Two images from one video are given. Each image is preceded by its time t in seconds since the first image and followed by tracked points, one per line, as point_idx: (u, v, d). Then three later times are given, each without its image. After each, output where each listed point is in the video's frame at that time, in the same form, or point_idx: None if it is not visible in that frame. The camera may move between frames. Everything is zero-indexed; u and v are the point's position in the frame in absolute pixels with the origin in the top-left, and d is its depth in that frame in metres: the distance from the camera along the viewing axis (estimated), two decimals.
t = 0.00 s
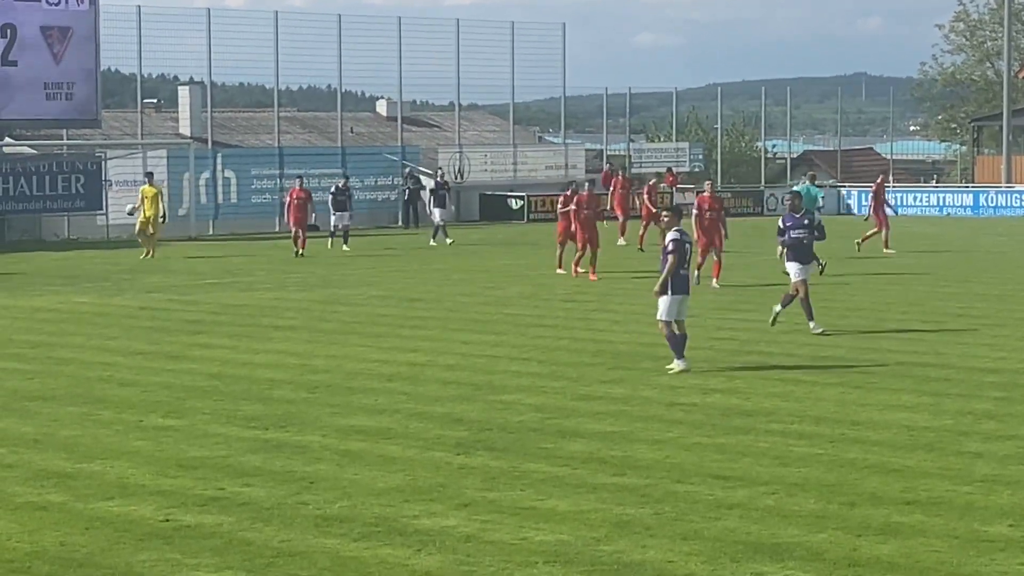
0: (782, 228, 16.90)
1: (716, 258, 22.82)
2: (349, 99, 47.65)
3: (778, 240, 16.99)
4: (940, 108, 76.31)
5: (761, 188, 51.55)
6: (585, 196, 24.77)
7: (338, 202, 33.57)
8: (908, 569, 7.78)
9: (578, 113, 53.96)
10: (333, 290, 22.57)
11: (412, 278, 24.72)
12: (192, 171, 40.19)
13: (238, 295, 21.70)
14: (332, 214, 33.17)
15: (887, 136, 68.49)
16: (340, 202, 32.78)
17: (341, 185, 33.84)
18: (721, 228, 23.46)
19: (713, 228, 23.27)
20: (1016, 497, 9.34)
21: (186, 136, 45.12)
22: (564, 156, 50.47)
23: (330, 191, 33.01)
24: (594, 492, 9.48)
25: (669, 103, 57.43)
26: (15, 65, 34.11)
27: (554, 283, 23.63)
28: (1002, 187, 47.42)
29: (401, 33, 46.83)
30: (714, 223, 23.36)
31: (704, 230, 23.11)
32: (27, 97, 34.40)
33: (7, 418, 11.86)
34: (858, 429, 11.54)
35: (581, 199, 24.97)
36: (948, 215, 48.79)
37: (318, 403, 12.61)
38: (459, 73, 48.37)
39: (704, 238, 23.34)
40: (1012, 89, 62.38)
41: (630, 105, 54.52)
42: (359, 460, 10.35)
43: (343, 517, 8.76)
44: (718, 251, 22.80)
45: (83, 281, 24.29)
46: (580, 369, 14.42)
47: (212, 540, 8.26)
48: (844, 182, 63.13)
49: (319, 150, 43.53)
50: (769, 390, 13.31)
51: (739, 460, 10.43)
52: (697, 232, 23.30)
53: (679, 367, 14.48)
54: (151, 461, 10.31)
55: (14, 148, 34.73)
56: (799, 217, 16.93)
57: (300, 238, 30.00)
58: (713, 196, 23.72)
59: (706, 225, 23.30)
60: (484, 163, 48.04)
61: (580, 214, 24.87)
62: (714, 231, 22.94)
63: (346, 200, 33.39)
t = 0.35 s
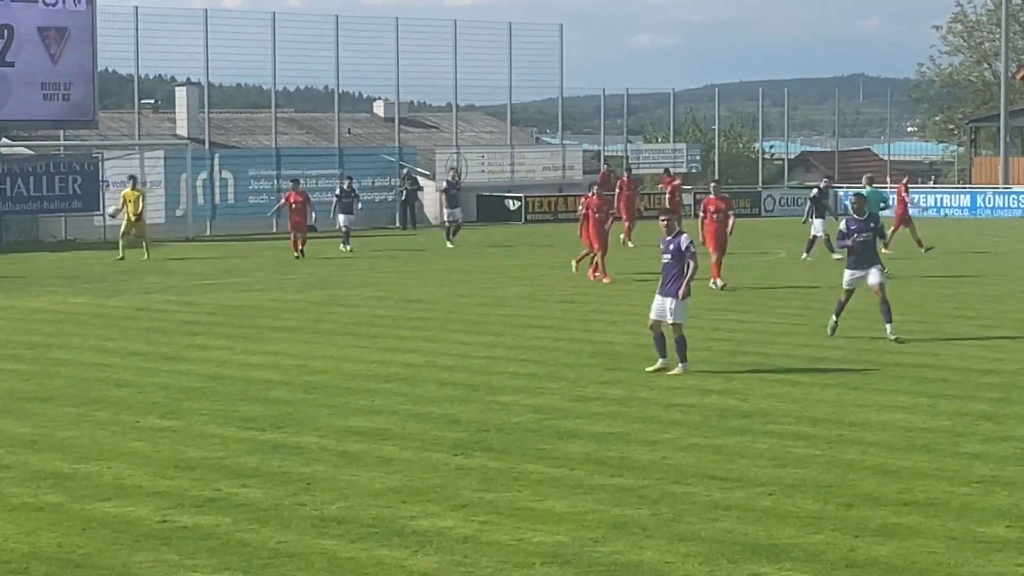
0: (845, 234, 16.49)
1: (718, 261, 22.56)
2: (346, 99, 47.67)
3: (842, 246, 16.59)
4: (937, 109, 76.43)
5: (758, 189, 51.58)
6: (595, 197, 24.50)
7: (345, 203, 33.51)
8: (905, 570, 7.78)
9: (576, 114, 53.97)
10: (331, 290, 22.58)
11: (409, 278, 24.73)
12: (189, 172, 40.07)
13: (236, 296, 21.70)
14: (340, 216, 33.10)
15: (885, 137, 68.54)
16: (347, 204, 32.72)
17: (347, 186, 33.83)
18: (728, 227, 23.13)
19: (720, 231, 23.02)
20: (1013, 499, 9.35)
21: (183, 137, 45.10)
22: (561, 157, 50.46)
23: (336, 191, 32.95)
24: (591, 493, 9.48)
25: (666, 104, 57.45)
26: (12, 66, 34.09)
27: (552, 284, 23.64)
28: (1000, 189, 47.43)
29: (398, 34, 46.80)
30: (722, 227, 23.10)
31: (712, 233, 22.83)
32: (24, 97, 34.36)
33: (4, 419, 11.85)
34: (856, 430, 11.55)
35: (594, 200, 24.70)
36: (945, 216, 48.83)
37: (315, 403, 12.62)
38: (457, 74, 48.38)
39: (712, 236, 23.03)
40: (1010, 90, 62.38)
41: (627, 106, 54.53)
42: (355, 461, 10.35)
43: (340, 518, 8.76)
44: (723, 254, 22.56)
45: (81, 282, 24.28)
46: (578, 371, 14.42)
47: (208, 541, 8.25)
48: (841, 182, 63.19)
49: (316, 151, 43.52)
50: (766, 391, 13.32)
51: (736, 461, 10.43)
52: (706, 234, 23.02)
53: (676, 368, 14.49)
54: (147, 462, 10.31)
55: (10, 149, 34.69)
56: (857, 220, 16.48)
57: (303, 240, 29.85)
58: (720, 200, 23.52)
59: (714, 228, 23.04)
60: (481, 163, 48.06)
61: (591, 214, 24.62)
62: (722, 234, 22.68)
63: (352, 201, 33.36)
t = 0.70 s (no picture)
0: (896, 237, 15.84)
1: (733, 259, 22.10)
2: (342, 99, 47.67)
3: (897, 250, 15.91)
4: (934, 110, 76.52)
5: (755, 190, 51.59)
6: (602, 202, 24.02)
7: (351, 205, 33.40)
8: (901, 571, 7.79)
9: (573, 115, 54.00)
10: (328, 291, 22.57)
11: (406, 279, 24.74)
12: (186, 172, 39.98)
13: (232, 296, 21.68)
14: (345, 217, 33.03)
15: (882, 138, 68.60)
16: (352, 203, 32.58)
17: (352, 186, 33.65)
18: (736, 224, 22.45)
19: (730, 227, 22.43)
20: (1009, 499, 9.36)
21: (180, 137, 45.09)
22: (558, 157, 50.37)
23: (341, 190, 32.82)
24: (587, 493, 9.49)
25: (662, 104, 57.48)
26: (9, 66, 34.09)
27: (549, 284, 23.66)
28: (997, 190, 47.42)
29: (394, 34, 46.79)
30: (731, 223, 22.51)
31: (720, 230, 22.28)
32: (20, 97, 34.33)
33: None
34: (853, 431, 11.56)
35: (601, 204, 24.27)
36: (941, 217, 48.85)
37: (312, 404, 12.62)
38: (453, 74, 48.36)
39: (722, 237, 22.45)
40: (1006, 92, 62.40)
41: (624, 106, 54.55)
42: (352, 462, 10.36)
43: (336, 519, 8.76)
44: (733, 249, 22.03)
45: (77, 282, 24.27)
46: (575, 371, 14.43)
47: (205, 541, 8.25)
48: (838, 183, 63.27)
49: (312, 152, 43.54)
50: (762, 391, 13.33)
51: (733, 462, 10.44)
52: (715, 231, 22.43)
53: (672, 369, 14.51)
54: (143, 462, 10.32)
55: (7, 149, 34.69)
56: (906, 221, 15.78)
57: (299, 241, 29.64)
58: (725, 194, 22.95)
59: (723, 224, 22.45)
60: (478, 164, 48.08)
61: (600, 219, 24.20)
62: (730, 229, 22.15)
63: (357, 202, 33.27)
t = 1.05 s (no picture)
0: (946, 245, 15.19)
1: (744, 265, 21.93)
2: (339, 99, 47.67)
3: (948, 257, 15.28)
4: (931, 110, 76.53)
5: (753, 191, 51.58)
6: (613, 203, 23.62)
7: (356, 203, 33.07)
8: (898, 572, 7.79)
9: (570, 115, 53.99)
10: (325, 291, 22.56)
11: (403, 279, 24.73)
12: (184, 172, 39.92)
13: (229, 296, 21.66)
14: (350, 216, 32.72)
15: (879, 139, 68.58)
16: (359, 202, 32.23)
17: (360, 186, 33.45)
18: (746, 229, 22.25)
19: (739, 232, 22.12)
20: (1006, 499, 9.37)
21: (177, 137, 45.06)
22: (555, 157, 50.40)
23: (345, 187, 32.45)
24: (584, 493, 9.49)
25: (660, 105, 57.48)
26: (5, 65, 34.05)
27: (546, 285, 23.66)
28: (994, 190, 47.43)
29: (392, 33, 46.77)
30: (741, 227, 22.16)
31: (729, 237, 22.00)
32: (17, 96, 34.28)
33: None
34: (850, 431, 11.56)
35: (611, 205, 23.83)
36: (939, 218, 48.88)
37: (309, 403, 12.61)
38: (450, 74, 48.33)
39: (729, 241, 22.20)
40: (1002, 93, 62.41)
41: (621, 106, 54.58)
42: (349, 462, 10.35)
43: (334, 518, 8.77)
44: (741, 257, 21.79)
45: (75, 282, 24.26)
46: (572, 371, 14.43)
47: (201, 541, 8.24)
48: (835, 184, 63.28)
49: (310, 151, 43.56)
50: (759, 392, 13.33)
51: (730, 462, 10.44)
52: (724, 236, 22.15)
53: (670, 369, 14.50)
54: (140, 461, 10.31)
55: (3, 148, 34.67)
56: (960, 228, 15.04)
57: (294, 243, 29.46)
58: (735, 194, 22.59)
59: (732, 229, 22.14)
60: (475, 164, 48.06)
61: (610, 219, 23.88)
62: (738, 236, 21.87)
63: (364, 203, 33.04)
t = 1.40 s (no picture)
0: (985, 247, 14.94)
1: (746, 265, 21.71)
2: (337, 98, 47.67)
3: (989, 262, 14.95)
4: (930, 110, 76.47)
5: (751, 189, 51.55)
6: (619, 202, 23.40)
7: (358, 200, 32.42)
8: (896, 570, 7.79)
9: (568, 114, 53.97)
10: (322, 289, 22.54)
11: (400, 278, 24.70)
12: (182, 170, 39.91)
13: (226, 295, 21.64)
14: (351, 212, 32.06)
15: (877, 138, 68.58)
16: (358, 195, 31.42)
17: (365, 185, 33.39)
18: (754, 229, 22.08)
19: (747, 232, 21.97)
20: (1004, 499, 9.37)
21: (175, 135, 45.05)
22: (553, 157, 50.40)
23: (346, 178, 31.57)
24: (582, 492, 9.49)
25: (658, 103, 57.48)
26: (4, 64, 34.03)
27: (543, 283, 23.65)
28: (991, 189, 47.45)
29: (390, 32, 46.74)
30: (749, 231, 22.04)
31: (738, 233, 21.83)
32: (16, 94, 34.26)
33: None
34: (848, 430, 11.56)
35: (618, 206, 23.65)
36: (937, 216, 48.91)
37: (306, 402, 12.58)
38: (449, 73, 48.31)
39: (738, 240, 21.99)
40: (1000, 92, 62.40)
41: (619, 105, 54.59)
42: (347, 460, 10.34)
43: (331, 517, 8.76)
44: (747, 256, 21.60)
45: (72, 280, 24.23)
46: (570, 370, 14.42)
47: (199, 540, 8.24)
48: (833, 183, 63.28)
49: (307, 150, 43.51)
50: (756, 391, 13.33)
51: (728, 461, 10.44)
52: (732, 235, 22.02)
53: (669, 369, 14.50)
54: (137, 460, 10.30)
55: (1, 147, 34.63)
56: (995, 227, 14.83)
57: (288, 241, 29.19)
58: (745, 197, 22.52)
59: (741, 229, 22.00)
60: (473, 162, 48.00)
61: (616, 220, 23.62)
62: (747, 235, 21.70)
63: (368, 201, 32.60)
